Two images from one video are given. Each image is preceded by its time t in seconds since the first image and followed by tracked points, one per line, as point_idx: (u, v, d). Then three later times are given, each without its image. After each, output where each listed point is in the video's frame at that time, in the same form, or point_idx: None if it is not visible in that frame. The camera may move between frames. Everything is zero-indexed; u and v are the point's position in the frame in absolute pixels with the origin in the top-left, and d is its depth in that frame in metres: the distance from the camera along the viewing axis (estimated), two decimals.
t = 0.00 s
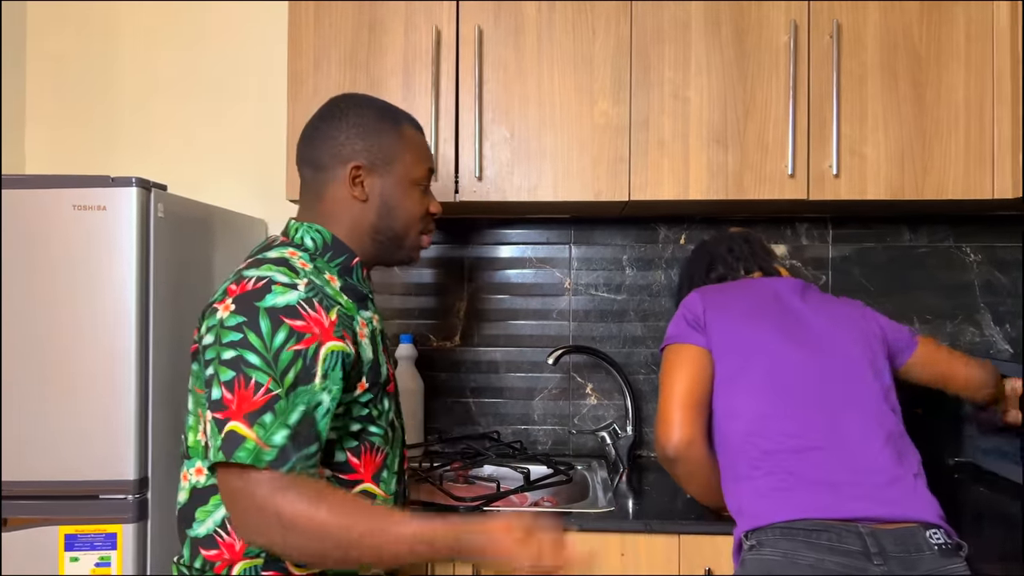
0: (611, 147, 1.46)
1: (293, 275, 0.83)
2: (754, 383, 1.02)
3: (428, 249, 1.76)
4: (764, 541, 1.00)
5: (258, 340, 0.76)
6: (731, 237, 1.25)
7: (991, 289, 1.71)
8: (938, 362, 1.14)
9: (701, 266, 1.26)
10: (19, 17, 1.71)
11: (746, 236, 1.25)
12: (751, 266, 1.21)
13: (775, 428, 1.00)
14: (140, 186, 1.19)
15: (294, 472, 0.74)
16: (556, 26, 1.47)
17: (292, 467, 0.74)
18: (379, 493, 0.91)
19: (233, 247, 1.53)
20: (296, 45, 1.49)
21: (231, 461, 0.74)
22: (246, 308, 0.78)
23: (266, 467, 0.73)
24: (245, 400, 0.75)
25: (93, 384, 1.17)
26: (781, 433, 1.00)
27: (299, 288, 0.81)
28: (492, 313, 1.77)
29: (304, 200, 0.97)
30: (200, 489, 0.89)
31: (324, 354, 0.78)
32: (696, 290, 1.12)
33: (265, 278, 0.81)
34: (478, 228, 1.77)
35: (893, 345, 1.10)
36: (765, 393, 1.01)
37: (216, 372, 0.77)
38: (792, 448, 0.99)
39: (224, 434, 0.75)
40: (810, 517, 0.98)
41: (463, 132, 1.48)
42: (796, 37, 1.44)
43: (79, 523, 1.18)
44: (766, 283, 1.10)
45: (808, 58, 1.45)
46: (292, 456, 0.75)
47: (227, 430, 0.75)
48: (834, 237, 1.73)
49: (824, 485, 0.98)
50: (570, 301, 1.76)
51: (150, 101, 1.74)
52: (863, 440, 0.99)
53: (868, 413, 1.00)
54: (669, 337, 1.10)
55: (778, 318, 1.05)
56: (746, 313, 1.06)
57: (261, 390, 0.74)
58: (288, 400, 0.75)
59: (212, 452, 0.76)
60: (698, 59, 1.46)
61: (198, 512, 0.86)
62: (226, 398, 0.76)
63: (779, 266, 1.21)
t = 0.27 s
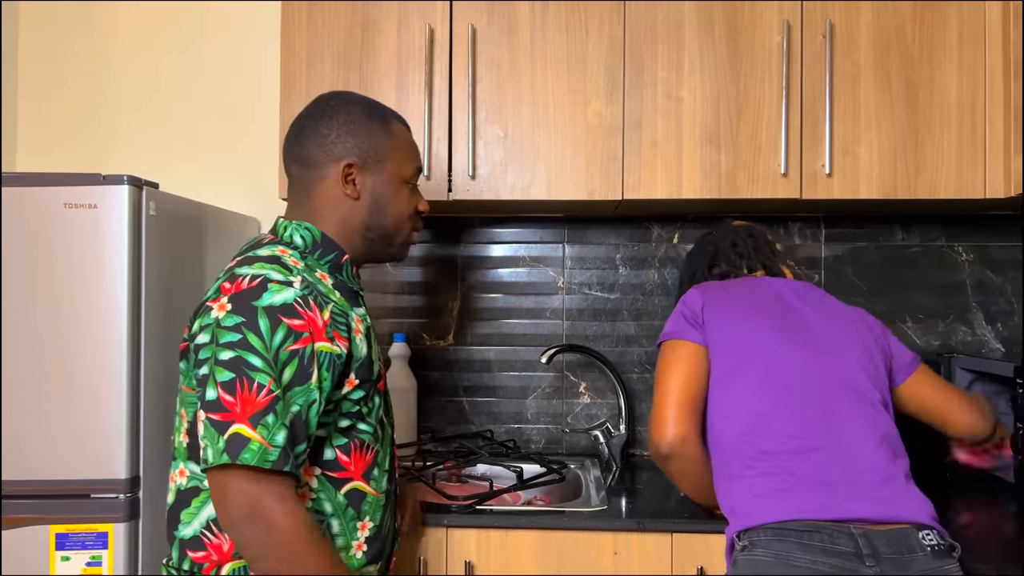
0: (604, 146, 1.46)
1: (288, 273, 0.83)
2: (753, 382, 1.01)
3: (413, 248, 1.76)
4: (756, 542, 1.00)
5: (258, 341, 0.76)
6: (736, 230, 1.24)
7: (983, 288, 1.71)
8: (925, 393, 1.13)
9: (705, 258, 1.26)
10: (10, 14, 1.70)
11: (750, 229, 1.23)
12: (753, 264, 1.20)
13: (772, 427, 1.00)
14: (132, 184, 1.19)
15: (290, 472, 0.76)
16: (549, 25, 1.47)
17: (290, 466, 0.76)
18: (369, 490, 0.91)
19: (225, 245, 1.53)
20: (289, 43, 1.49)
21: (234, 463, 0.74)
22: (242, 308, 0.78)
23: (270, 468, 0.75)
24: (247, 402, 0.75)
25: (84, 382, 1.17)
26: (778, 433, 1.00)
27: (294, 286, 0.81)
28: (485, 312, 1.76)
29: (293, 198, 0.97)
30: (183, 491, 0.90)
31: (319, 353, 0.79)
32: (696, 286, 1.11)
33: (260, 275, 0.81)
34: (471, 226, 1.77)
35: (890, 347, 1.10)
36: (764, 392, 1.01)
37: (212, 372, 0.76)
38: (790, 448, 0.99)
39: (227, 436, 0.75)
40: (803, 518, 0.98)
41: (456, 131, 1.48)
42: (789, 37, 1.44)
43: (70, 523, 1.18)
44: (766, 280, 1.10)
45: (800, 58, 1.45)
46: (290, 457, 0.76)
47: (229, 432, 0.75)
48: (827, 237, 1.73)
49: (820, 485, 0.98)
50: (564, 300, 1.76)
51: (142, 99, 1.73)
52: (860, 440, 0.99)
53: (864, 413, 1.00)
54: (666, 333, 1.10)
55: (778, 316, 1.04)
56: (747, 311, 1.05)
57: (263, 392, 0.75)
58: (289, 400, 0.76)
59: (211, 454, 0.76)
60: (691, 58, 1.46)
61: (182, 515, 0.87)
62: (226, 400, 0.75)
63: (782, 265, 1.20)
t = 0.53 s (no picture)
0: (599, 146, 1.47)
1: (277, 270, 0.82)
2: (762, 380, 1.02)
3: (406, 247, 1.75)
4: (749, 538, 1.00)
5: (248, 338, 0.76)
6: (760, 227, 1.21)
7: (976, 288, 1.72)
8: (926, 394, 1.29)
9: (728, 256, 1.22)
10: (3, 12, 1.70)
11: (775, 226, 1.20)
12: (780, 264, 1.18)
13: (778, 426, 1.00)
14: (125, 183, 1.18)
15: (283, 467, 0.76)
16: (544, 24, 1.47)
17: (284, 462, 0.76)
18: (361, 490, 0.91)
19: (219, 244, 1.52)
20: (283, 42, 1.48)
21: (226, 459, 0.74)
22: (231, 306, 0.78)
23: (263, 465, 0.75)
24: (239, 399, 0.75)
25: (78, 382, 1.17)
26: (784, 432, 1.00)
27: (284, 283, 0.81)
28: (480, 312, 1.76)
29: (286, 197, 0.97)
30: (175, 490, 0.90)
31: (308, 349, 0.79)
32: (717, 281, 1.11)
33: (250, 273, 0.81)
34: (466, 225, 1.77)
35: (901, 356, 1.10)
36: (772, 391, 1.01)
37: (203, 370, 0.76)
38: (794, 448, 1.00)
39: (217, 433, 0.75)
40: (796, 517, 0.98)
41: (451, 130, 1.48)
42: (783, 37, 1.45)
43: (62, 522, 1.17)
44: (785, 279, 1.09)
45: (795, 58, 1.45)
46: (283, 453, 0.76)
47: (221, 429, 0.75)
48: (821, 236, 1.73)
49: (820, 486, 0.99)
50: (559, 299, 1.76)
51: (137, 98, 1.73)
52: (865, 444, 0.99)
53: (872, 418, 1.00)
54: (683, 323, 1.10)
55: (794, 317, 1.04)
56: (764, 309, 1.05)
57: (255, 388, 0.75)
58: (282, 395, 0.76)
59: (203, 451, 0.76)
60: (686, 58, 1.46)
61: (174, 513, 0.87)
62: (217, 397, 0.75)
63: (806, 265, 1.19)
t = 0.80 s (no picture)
0: (594, 145, 1.46)
1: (267, 269, 0.82)
2: (780, 378, 1.01)
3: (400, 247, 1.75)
4: (763, 533, 1.00)
5: (235, 337, 0.76)
6: (781, 240, 1.21)
7: (971, 287, 1.72)
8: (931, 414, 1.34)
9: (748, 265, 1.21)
10: None
11: (796, 241, 1.21)
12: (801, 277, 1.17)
13: (796, 423, 1.00)
14: (119, 181, 1.18)
15: (270, 466, 0.76)
16: (540, 23, 1.47)
17: (271, 461, 0.76)
18: (354, 489, 0.91)
19: (214, 243, 1.52)
20: (279, 40, 1.48)
21: (211, 458, 0.74)
22: (220, 305, 0.78)
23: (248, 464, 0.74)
24: (225, 398, 0.75)
25: (71, 381, 1.16)
26: (801, 430, 0.99)
27: (273, 282, 0.81)
28: (475, 310, 1.76)
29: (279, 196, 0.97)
30: (169, 490, 0.89)
31: (297, 349, 0.79)
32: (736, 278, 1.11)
33: (239, 272, 0.81)
34: (461, 224, 1.77)
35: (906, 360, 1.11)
36: (791, 389, 1.01)
37: (191, 369, 0.76)
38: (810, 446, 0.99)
39: (204, 432, 0.75)
40: (812, 513, 0.98)
41: (447, 129, 1.48)
42: (779, 36, 1.44)
43: (55, 522, 1.17)
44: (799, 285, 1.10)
45: (790, 58, 1.45)
46: (270, 452, 0.76)
47: (206, 428, 0.74)
48: (816, 235, 1.74)
49: (836, 483, 0.99)
50: (554, 298, 1.76)
51: (132, 96, 1.72)
52: (879, 443, 0.99)
53: (886, 418, 1.00)
54: (702, 315, 1.10)
55: (813, 317, 1.04)
56: (784, 308, 1.05)
57: (240, 386, 0.74)
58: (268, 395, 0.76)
59: (190, 451, 0.76)
60: (682, 57, 1.46)
61: (168, 512, 0.87)
62: (204, 396, 0.75)
63: (828, 282, 1.18)
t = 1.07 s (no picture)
0: (593, 145, 1.47)
1: (262, 270, 0.82)
2: (778, 377, 1.02)
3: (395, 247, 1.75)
4: (759, 534, 1.00)
5: (232, 339, 0.76)
6: (790, 230, 1.21)
7: (968, 287, 1.72)
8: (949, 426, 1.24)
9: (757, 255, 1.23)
10: None
11: (806, 232, 1.21)
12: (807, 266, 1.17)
13: (793, 423, 1.00)
14: (118, 180, 1.18)
15: (269, 467, 0.76)
16: (538, 23, 1.47)
17: (269, 462, 0.76)
18: (351, 488, 0.91)
19: (212, 243, 1.52)
20: (278, 39, 1.48)
21: (211, 461, 0.74)
22: (216, 307, 0.78)
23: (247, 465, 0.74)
24: (223, 400, 0.75)
25: (70, 380, 1.16)
26: (798, 429, 1.00)
27: (268, 283, 0.81)
28: (474, 310, 1.77)
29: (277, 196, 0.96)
30: (167, 490, 0.89)
31: (294, 350, 0.79)
32: (737, 277, 1.12)
33: (234, 274, 0.81)
34: (459, 224, 1.77)
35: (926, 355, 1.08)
36: (788, 388, 1.01)
37: (188, 371, 0.76)
38: (807, 445, 0.99)
39: (203, 434, 0.75)
40: (806, 512, 0.98)
41: (445, 128, 1.48)
42: (777, 36, 1.45)
43: (54, 521, 1.17)
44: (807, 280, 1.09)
45: (789, 58, 1.45)
46: (269, 453, 0.76)
47: (205, 431, 0.75)
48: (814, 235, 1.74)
49: (831, 482, 0.98)
50: (552, 298, 1.76)
51: (130, 96, 1.72)
52: (880, 442, 0.98)
53: (889, 418, 0.99)
54: (700, 315, 1.11)
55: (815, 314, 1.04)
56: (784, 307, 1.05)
57: (239, 388, 0.75)
58: (266, 396, 0.76)
59: (189, 453, 0.76)
60: (680, 57, 1.46)
61: (166, 513, 0.87)
62: (202, 399, 0.75)
63: (837, 271, 1.16)
